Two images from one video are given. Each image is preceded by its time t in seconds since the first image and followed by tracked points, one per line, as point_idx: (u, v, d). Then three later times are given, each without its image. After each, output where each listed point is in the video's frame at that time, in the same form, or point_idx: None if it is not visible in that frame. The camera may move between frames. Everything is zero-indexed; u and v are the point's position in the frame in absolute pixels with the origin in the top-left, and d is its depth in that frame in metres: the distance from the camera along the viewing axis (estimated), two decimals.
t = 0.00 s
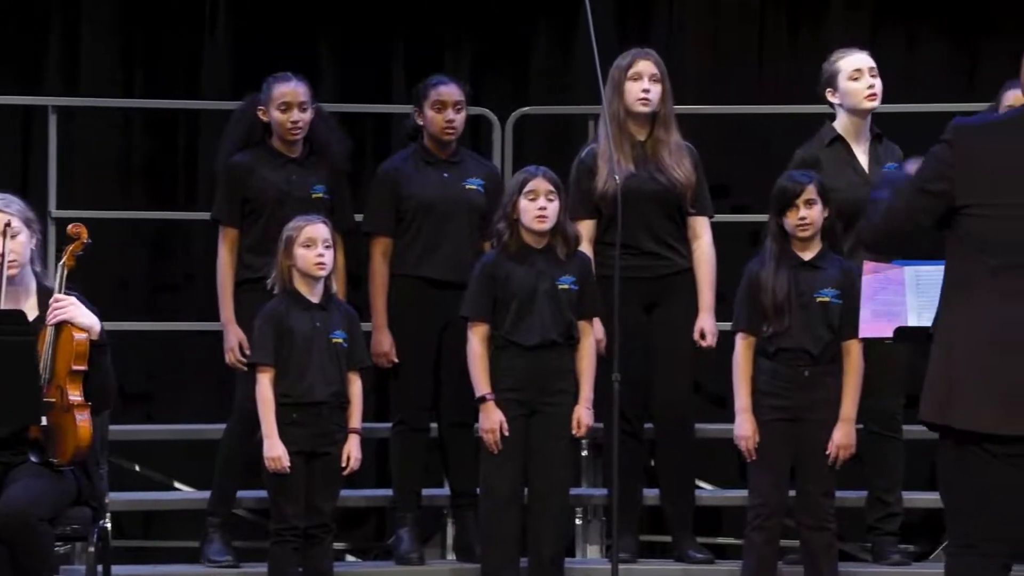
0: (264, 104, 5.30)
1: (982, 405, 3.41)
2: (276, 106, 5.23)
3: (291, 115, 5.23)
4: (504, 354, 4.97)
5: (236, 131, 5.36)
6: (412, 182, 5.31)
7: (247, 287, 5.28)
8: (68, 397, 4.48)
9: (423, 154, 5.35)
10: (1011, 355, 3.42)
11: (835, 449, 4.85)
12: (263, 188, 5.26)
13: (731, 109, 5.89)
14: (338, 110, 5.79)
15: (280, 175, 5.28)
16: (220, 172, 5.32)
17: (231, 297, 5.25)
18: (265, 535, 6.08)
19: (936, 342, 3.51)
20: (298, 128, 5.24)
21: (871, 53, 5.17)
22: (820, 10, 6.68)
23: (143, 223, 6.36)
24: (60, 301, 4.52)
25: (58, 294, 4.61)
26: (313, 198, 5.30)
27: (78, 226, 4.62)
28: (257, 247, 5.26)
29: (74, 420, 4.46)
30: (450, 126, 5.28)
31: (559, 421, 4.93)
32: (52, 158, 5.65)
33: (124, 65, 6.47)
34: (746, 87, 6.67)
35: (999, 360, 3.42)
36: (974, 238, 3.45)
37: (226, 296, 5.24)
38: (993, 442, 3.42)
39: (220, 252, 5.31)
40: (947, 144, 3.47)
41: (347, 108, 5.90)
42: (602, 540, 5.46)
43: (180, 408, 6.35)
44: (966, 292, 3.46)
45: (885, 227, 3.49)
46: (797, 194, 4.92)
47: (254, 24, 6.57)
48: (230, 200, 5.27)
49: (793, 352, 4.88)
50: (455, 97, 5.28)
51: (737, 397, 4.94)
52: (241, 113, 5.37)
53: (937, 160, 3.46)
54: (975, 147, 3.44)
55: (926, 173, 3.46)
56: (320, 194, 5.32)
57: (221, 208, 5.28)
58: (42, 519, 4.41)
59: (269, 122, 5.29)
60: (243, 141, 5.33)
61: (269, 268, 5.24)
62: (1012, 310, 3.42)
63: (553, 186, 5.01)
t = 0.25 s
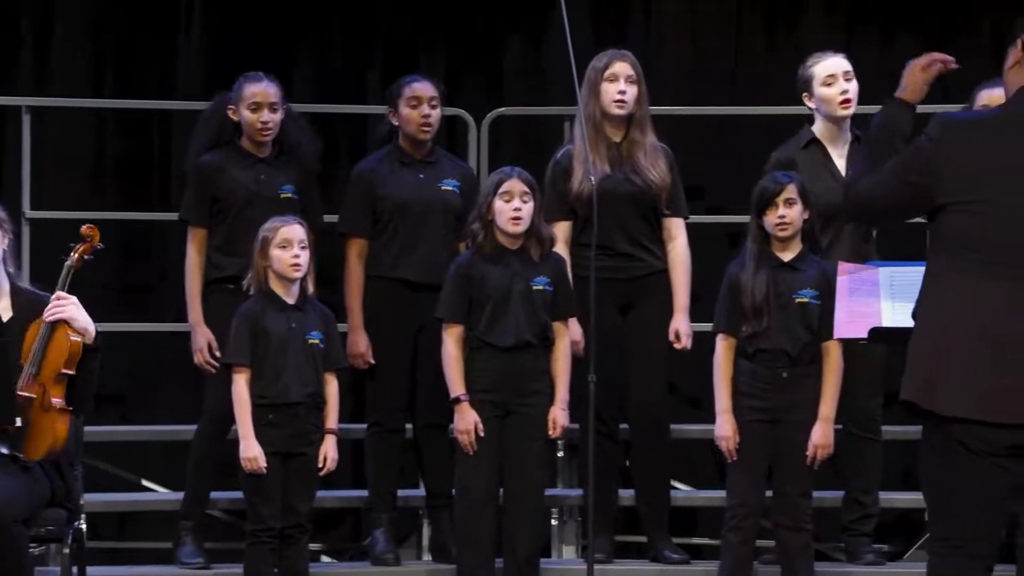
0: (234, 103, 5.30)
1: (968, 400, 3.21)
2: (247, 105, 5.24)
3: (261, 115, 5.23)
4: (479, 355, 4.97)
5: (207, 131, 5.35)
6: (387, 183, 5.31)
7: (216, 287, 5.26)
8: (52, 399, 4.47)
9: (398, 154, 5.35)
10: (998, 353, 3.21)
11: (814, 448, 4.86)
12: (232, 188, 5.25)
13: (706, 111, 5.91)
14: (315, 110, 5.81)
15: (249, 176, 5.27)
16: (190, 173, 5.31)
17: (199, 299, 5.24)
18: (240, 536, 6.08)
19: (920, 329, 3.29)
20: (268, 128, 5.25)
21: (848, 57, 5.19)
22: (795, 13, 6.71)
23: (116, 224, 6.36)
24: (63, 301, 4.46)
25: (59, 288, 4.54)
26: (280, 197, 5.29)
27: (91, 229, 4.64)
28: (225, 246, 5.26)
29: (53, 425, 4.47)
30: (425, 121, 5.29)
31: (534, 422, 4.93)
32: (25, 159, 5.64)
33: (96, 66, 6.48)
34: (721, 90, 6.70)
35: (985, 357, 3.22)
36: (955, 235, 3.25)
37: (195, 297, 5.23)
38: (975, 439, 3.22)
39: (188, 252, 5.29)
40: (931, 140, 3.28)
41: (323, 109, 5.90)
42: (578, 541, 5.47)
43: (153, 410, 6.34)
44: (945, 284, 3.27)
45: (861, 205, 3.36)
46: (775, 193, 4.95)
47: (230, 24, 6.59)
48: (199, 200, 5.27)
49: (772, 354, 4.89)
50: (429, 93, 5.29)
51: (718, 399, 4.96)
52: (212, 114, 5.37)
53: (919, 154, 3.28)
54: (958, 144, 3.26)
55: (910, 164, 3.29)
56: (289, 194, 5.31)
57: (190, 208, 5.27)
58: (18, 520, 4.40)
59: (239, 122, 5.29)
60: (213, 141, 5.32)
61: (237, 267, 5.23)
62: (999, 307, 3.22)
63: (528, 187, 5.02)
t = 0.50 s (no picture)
0: (201, 104, 5.30)
1: (952, 410, 3.32)
2: (215, 105, 5.24)
3: (230, 115, 5.24)
4: (454, 356, 4.97)
5: (173, 132, 5.34)
6: (364, 184, 5.30)
7: (181, 289, 5.24)
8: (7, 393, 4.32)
9: (375, 154, 5.35)
10: (982, 365, 3.32)
11: (795, 449, 4.88)
12: (199, 189, 5.25)
13: (680, 112, 5.91)
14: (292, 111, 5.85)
15: (217, 177, 5.27)
16: (157, 174, 5.30)
17: (162, 300, 5.23)
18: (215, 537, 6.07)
19: (904, 342, 3.41)
20: (235, 129, 5.26)
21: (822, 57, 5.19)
22: (771, 15, 6.72)
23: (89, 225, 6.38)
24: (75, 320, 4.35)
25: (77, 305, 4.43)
26: (246, 199, 5.28)
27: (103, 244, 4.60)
28: (191, 247, 5.24)
29: None
30: (402, 119, 5.29)
31: (510, 423, 4.93)
32: None
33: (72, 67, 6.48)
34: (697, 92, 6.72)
35: (969, 369, 3.32)
36: (937, 245, 3.36)
37: (157, 298, 5.21)
38: (959, 450, 3.34)
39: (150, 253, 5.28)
40: (922, 151, 3.38)
41: (297, 110, 5.90)
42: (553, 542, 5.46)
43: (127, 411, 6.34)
44: (929, 295, 3.39)
45: (858, 237, 3.44)
46: (758, 193, 4.95)
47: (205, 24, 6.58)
48: (165, 201, 5.25)
49: (750, 354, 4.90)
50: (405, 92, 5.29)
51: (696, 400, 4.96)
52: (177, 115, 5.36)
53: (907, 170, 3.38)
54: (945, 153, 3.36)
55: (900, 180, 3.39)
56: (254, 197, 5.30)
57: (155, 208, 5.26)
58: None
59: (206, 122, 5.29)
60: (180, 143, 5.31)
61: (202, 268, 5.22)
62: (981, 317, 3.32)
63: (503, 187, 5.02)
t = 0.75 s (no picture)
0: (168, 104, 5.29)
1: (945, 409, 3.10)
2: (182, 105, 5.23)
3: (197, 114, 5.23)
4: (431, 357, 4.97)
5: (141, 133, 5.34)
6: (342, 185, 5.31)
7: (146, 290, 5.21)
8: None
9: (353, 154, 5.36)
10: (973, 361, 3.11)
11: (771, 452, 4.88)
12: (165, 190, 5.23)
13: (654, 113, 5.93)
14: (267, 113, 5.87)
15: (183, 178, 5.27)
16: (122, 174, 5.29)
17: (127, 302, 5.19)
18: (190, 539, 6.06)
19: (897, 339, 3.20)
20: (203, 128, 5.25)
21: (798, 57, 5.20)
22: (744, 15, 6.74)
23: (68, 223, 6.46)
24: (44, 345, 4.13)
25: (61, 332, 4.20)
26: (212, 200, 5.29)
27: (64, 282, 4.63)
28: (158, 246, 5.22)
29: None
30: (380, 119, 5.30)
31: (486, 424, 4.94)
32: None
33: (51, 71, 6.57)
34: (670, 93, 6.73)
35: (960, 363, 3.11)
36: (930, 244, 3.16)
37: (121, 298, 5.18)
38: (950, 447, 3.11)
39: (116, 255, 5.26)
40: (911, 149, 3.19)
41: (271, 112, 5.90)
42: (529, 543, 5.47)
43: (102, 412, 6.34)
44: (923, 292, 3.17)
45: (845, 229, 3.24)
46: (737, 193, 4.95)
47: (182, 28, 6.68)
48: (130, 203, 5.24)
49: (729, 355, 4.91)
50: (382, 92, 5.30)
51: (674, 400, 4.97)
52: (145, 115, 5.36)
53: (898, 164, 3.19)
54: (938, 150, 3.16)
55: (888, 175, 3.20)
56: (221, 198, 5.31)
57: (120, 210, 5.24)
58: None
59: (173, 122, 5.28)
60: (146, 143, 5.31)
61: (167, 269, 5.19)
62: (977, 313, 3.11)
63: (479, 188, 5.02)
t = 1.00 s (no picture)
0: (136, 102, 5.26)
1: (943, 403, 3.13)
2: (151, 102, 5.21)
3: (166, 112, 5.21)
4: (409, 358, 4.97)
5: (107, 132, 5.30)
6: (323, 185, 5.30)
7: (115, 288, 5.19)
8: None
9: (331, 155, 5.34)
10: (971, 355, 3.13)
11: (753, 453, 4.91)
12: (132, 188, 5.21)
13: (631, 113, 5.93)
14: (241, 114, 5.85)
15: (148, 176, 5.23)
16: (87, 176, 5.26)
17: (95, 302, 5.20)
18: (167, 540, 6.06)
19: (897, 333, 3.22)
20: (172, 126, 5.23)
21: (772, 58, 5.20)
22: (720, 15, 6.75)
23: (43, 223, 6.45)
24: None
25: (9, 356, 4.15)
26: (179, 199, 5.25)
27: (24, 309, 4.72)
28: (127, 244, 5.20)
29: None
30: (360, 119, 5.28)
31: (463, 425, 4.94)
32: None
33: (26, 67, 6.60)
34: (648, 93, 6.74)
35: (959, 358, 3.14)
36: (927, 237, 3.18)
37: (90, 298, 5.19)
38: (947, 441, 3.14)
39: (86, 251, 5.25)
40: (910, 143, 3.21)
41: (248, 112, 5.88)
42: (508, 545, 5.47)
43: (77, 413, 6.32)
44: (921, 286, 3.19)
45: (843, 218, 3.26)
46: (717, 194, 4.96)
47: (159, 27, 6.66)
48: (97, 202, 5.22)
49: (712, 356, 4.92)
50: (361, 92, 5.28)
51: (656, 401, 4.95)
52: (112, 114, 5.32)
53: (896, 158, 3.20)
54: (935, 143, 3.18)
55: (885, 167, 3.22)
56: (188, 197, 5.27)
57: (89, 210, 5.23)
58: None
59: (141, 120, 5.25)
60: (113, 142, 5.27)
61: (136, 267, 5.16)
62: (974, 308, 3.13)
63: (458, 189, 5.01)
